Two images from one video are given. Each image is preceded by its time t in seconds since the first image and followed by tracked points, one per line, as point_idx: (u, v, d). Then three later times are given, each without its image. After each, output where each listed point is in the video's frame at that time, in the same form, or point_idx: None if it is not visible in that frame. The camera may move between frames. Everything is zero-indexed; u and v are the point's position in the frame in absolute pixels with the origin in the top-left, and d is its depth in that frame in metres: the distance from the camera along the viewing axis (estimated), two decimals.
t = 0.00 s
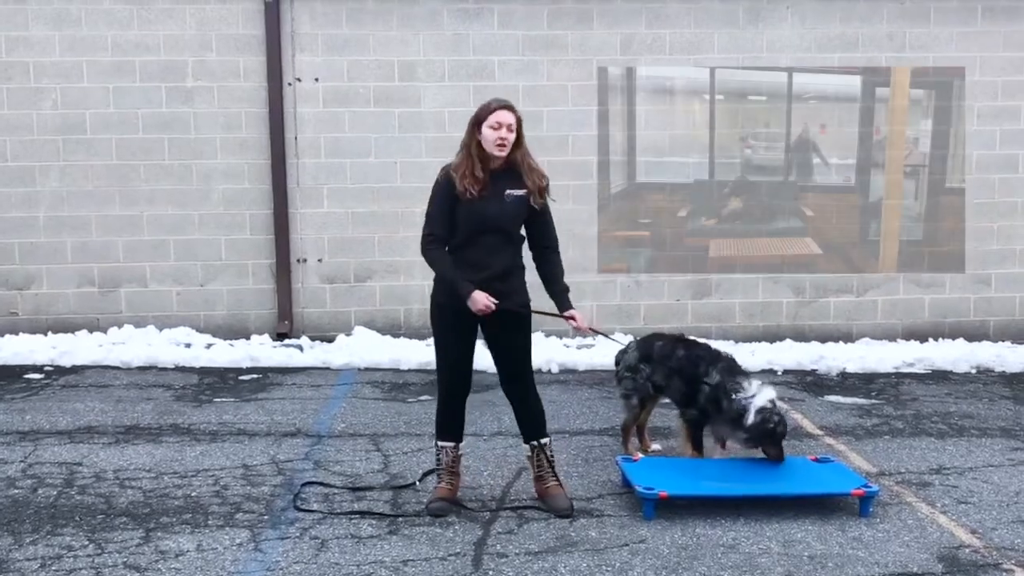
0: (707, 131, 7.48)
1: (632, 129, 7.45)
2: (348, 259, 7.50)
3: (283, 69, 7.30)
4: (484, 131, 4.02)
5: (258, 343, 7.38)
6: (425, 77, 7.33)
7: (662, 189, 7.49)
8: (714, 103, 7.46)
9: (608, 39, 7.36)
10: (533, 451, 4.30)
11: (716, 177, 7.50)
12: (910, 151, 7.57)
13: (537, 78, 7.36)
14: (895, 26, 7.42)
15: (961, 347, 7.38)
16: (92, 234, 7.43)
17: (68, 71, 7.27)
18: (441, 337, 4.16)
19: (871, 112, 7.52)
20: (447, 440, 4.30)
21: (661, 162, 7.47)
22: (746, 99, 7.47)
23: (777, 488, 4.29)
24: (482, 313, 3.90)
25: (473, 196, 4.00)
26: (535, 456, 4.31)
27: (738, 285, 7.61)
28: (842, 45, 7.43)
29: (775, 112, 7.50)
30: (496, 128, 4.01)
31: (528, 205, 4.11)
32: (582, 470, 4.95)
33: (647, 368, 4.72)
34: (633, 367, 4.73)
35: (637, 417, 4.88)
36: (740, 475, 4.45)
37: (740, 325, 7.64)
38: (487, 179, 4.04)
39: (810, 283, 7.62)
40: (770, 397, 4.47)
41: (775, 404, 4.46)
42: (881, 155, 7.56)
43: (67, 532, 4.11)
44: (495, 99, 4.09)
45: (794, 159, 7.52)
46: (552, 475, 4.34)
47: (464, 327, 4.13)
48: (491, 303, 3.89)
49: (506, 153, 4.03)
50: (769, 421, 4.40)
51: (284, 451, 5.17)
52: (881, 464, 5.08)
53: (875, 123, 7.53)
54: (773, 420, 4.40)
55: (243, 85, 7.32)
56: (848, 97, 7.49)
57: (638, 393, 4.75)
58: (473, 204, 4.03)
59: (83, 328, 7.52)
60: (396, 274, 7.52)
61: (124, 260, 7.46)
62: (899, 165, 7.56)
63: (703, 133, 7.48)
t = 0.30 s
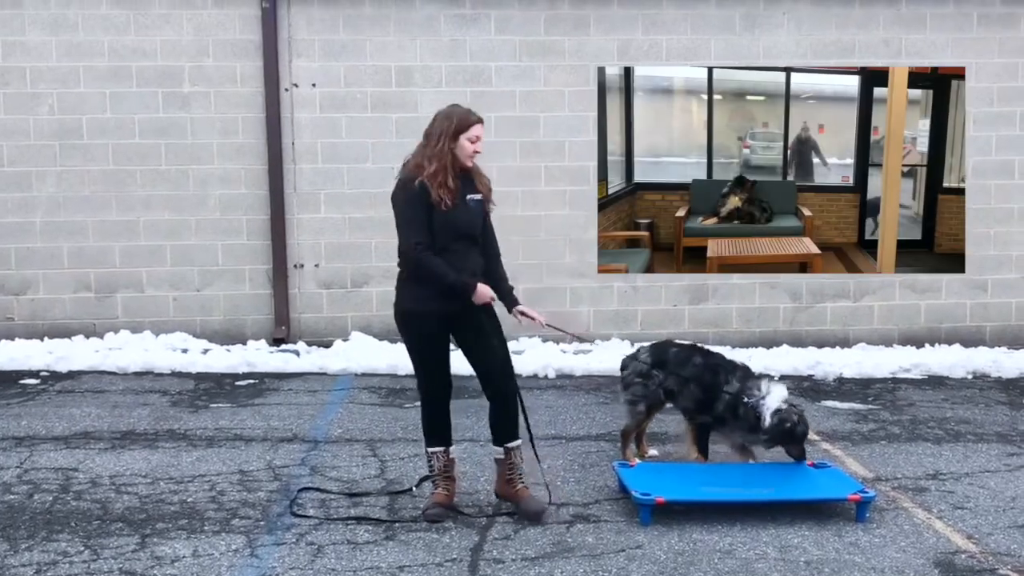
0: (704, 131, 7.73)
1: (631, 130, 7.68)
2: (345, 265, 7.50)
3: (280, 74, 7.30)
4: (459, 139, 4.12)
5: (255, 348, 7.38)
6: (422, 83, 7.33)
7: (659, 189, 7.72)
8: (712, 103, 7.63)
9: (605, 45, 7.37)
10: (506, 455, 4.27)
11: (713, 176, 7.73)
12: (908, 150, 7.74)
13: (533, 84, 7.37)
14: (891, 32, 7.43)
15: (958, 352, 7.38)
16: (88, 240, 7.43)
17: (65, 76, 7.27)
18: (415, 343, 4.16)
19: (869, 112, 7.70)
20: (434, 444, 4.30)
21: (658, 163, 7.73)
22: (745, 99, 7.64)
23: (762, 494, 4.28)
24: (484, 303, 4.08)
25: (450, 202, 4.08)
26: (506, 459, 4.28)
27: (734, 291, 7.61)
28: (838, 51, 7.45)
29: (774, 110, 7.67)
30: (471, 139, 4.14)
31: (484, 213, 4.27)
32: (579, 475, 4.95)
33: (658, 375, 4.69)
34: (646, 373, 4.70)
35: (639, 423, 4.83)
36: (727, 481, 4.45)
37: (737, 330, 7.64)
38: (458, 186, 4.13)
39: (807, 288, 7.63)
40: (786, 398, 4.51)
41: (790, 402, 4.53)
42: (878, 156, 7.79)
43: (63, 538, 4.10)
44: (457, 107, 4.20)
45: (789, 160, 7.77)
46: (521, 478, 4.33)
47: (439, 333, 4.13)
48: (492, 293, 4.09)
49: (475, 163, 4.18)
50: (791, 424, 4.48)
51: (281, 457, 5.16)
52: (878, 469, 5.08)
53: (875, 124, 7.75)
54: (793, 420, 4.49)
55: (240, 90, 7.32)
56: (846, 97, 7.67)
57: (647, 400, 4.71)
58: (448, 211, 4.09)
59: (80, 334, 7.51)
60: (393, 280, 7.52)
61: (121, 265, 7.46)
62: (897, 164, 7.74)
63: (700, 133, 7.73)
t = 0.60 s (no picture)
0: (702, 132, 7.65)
1: (631, 130, 7.64)
2: (342, 269, 7.50)
3: (276, 80, 7.30)
4: (439, 144, 4.16)
5: (251, 353, 7.37)
6: (418, 87, 7.34)
7: (657, 189, 7.64)
8: (711, 104, 7.58)
9: (600, 50, 7.37)
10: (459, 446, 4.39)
11: (713, 176, 7.63)
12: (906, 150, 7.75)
13: (530, 89, 7.37)
14: (886, 37, 7.44)
15: (954, 356, 7.39)
16: (85, 245, 7.42)
17: (61, 81, 7.27)
18: (407, 349, 4.14)
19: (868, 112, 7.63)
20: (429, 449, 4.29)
21: (656, 163, 7.65)
22: (743, 99, 7.57)
23: (761, 499, 4.27)
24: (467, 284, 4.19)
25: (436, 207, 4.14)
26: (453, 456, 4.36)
27: (731, 295, 7.62)
28: (833, 55, 7.47)
29: (772, 110, 7.59)
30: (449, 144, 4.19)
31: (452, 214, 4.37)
32: (575, 480, 4.95)
33: (666, 381, 4.69)
34: (653, 378, 4.68)
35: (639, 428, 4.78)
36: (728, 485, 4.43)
37: (733, 334, 7.65)
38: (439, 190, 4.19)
39: (803, 292, 7.64)
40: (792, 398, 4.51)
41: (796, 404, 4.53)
42: (878, 156, 7.71)
43: (58, 544, 4.09)
44: (430, 111, 4.22)
45: (789, 161, 7.65)
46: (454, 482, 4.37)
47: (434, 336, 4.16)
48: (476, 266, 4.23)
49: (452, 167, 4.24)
50: (800, 425, 4.48)
51: (277, 462, 5.16)
52: (874, 473, 5.08)
53: (873, 124, 7.68)
54: (801, 421, 4.50)
55: (236, 96, 7.32)
56: (846, 97, 7.58)
57: (652, 405, 4.69)
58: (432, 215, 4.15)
59: (76, 339, 7.51)
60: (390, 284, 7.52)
61: (117, 270, 7.45)
62: (896, 164, 7.70)
63: (699, 133, 7.64)
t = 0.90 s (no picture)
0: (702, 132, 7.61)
1: (630, 130, 7.61)
2: (338, 273, 7.50)
3: (272, 84, 7.30)
4: (415, 146, 4.16)
5: (247, 357, 7.37)
6: (414, 91, 7.34)
7: (657, 190, 7.61)
8: (710, 104, 7.56)
9: (596, 53, 7.38)
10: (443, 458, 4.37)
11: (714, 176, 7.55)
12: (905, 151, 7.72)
13: (526, 93, 7.38)
14: (881, 40, 7.46)
15: (950, 359, 7.40)
16: (81, 249, 7.42)
17: (57, 85, 7.26)
18: (398, 352, 4.15)
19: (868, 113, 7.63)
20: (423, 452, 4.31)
21: (656, 163, 7.62)
22: (743, 99, 7.56)
23: (759, 502, 4.27)
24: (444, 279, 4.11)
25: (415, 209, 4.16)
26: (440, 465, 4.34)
27: (727, 298, 7.63)
28: (829, 59, 7.48)
29: (771, 111, 7.59)
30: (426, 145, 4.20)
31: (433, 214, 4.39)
32: (572, 484, 4.94)
33: (664, 387, 4.68)
34: (652, 383, 4.69)
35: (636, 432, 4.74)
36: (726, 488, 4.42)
37: (730, 338, 7.66)
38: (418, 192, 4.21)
39: (800, 296, 7.64)
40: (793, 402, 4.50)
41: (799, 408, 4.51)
42: (877, 156, 7.68)
43: (54, 549, 4.08)
44: (405, 113, 4.23)
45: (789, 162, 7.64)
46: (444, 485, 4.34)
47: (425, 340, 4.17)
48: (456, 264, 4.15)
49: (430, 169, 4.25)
50: (801, 429, 4.47)
51: (273, 467, 5.15)
52: (871, 476, 5.09)
53: (872, 124, 7.66)
54: (801, 425, 4.48)
55: (231, 100, 7.32)
56: (846, 97, 7.58)
57: (649, 411, 4.67)
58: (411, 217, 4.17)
59: (72, 343, 7.50)
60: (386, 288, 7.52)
61: (113, 274, 7.44)
62: (895, 165, 7.68)
63: (699, 134, 7.61)
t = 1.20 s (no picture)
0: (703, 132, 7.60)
1: (631, 130, 7.59)
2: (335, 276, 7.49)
3: (269, 87, 7.30)
4: (377, 147, 4.15)
5: (244, 360, 7.37)
6: (411, 94, 7.34)
7: (657, 190, 7.59)
8: (711, 104, 7.55)
9: (593, 56, 7.39)
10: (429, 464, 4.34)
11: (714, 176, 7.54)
12: (906, 151, 7.71)
13: (523, 95, 7.38)
14: (877, 43, 7.47)
15: (947, 360, 7.41)
16: (78, 252, 7.41)
17: (54, 88, 7.26)
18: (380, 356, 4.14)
19: (868, 113, 7.62)
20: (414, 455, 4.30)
21: (656, 163, 7.60)
22: (744, 99, 7.55)
23: (756, 504, 4.27)
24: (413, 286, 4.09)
25: (383, 210, 4.14)
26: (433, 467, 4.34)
27: (724, 300, 7.63)
28: (825, 62, 7.50)
29: (771, 111, 7.56)
30: (389, 145, 4.17)
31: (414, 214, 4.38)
32: (569, 487, 4.94)
33: (664, 391, 4.68)
34: (653, 387, 4.68)
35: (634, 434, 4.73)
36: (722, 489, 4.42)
37: (727, 340, 7.66)
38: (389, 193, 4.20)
39: (797, 298, 7.65)
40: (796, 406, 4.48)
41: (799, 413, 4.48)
42: (878, 156, 7.67)
43: (51, 552, 4.08)
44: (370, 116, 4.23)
45: (790, 162, 7.60)
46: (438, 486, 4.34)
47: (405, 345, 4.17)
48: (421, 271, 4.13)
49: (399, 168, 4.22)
50: (796, 434, 4.45)
51: (270, 470, 5.14)
52: (868, 478, 5.09)
53: (873, 124, 7.65)
54: (798, 431, 4.46)
55: (228, 102, 7.32)
56: (846, 97, 7.58)
57: (648, 413, 4.68)
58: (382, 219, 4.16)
59: (69, 346, 7.49)
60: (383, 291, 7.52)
61: (110, 277, 7.43)
62: (896, 165, 7.67)
63: (699, 134, 7.60)
